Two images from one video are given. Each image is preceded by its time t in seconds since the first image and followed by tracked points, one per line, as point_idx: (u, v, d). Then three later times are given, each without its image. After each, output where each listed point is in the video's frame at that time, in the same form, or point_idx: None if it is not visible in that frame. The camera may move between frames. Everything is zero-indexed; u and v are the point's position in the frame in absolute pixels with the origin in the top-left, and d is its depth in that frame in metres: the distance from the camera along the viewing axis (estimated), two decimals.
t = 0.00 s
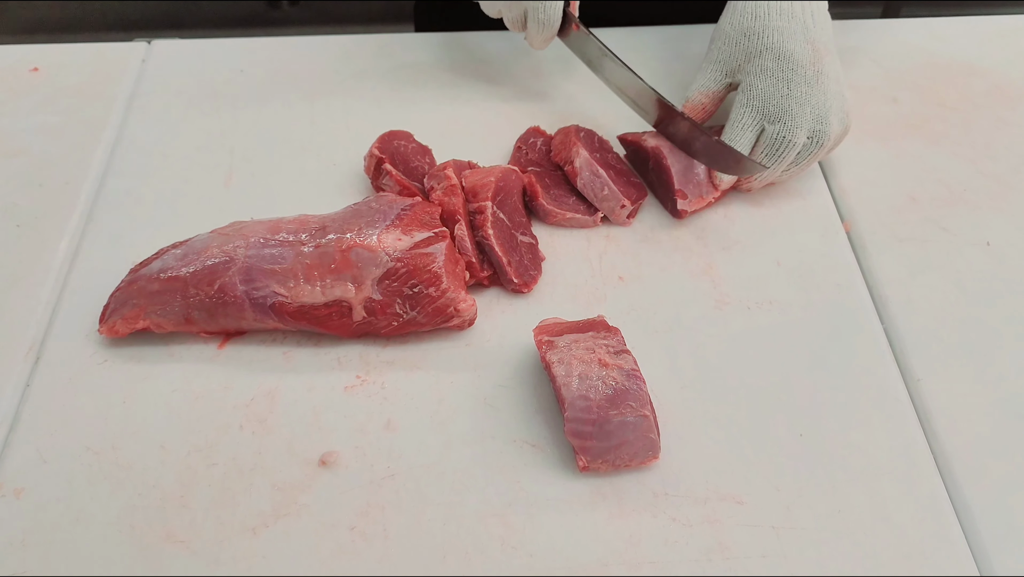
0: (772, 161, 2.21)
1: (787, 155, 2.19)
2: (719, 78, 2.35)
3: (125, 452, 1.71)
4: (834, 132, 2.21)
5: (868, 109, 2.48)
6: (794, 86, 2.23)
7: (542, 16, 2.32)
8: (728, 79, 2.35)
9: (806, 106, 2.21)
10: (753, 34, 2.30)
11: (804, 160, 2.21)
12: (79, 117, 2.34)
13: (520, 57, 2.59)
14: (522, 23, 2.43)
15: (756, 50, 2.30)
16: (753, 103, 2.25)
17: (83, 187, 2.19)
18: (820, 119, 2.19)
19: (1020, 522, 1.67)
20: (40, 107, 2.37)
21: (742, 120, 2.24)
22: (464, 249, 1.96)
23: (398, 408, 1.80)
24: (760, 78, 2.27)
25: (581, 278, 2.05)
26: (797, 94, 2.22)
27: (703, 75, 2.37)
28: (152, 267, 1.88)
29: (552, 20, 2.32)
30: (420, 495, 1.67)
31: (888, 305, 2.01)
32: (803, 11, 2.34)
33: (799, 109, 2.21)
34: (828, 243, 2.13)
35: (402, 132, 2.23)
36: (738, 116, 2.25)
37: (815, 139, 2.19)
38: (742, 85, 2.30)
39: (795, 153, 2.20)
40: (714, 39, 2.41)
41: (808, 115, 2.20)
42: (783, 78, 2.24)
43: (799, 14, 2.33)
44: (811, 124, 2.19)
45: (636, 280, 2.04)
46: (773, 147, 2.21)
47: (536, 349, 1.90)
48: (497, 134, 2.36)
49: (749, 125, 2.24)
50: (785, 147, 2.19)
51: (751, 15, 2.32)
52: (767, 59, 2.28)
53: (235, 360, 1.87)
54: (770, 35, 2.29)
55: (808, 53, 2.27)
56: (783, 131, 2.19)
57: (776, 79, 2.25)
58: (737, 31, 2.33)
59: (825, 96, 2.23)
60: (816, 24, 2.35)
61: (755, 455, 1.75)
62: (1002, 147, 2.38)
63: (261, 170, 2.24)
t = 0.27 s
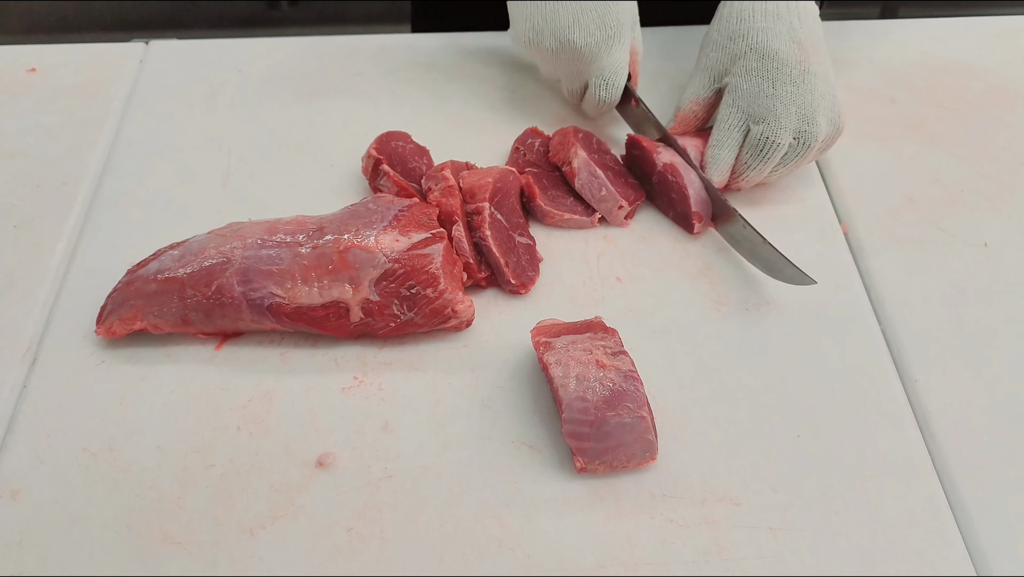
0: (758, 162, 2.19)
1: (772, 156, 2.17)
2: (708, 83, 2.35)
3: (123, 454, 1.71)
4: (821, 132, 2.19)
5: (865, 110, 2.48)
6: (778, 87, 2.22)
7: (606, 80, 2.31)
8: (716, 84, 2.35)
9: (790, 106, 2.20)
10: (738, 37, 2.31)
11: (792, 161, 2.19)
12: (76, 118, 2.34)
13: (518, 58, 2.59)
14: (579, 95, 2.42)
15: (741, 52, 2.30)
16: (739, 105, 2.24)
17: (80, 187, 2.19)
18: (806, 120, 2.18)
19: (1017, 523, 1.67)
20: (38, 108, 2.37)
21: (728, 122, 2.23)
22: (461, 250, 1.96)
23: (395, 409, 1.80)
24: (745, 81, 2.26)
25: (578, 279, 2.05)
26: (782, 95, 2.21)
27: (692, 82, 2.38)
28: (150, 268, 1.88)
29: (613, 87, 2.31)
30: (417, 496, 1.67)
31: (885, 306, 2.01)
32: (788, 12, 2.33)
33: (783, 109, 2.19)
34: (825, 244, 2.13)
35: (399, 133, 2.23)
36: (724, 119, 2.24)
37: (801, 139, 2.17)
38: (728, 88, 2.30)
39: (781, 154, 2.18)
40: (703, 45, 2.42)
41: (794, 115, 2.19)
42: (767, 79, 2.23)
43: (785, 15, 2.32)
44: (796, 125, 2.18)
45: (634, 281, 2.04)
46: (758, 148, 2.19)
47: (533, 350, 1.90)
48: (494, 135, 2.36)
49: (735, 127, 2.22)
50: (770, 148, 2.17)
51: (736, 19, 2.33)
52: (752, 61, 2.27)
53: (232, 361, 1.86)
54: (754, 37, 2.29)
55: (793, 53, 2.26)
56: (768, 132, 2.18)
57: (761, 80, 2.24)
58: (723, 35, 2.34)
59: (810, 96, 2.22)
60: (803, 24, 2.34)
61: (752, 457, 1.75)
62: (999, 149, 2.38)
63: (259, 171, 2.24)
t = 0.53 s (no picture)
0: (765, 172, 2.17)
1: (779, 166, 2.15)
2: (716, 92, 2.34)
3: (120, 454, 1.71)
4: (829, 143, 2.18)
5: (865, 110, 2.47)
6: (786, 95, 2.20)
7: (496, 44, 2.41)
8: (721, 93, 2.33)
9: (798, 116, 2.18)
10: (746, 46, 2.30)
11: (799, 172, 2.18)
12: (74, 118, 2.34)
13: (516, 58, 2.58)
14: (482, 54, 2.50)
15: (748, 61, 2.29)
16: (746, 113, 2.22)
17: (78, 187, 2.18)
18: (813, 129, 2.17)
19: (1016, 524, 1.66)
20: (36, 108, 2.37)
21: (734, 131, 2.21)
22: (460, 250, 1.96)
23: (394, 409, 1.79)
24: (752, 90, 2.24)
25: (577, 279, 2.04)
26: (790, 104, 2.19)
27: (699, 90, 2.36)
28: (147, 268, 1.87)
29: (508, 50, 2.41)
30: (416, 497, 1.67)
31: (885, 307, 2.01)
32: (797, 20, 2.33)
33: (791, 118, 2.18)
34: (823, 244, 2.13)
35: (398, 133, 2.22)
36: (730, 127, 2.22)
37: (809, 150, 2.16)
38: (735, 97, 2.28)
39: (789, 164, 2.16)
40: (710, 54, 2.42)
41: (801, 125, 2.17)
42: (774, 88, 2.22)
43: (793, 24, 2.32)
44: (803, 135, 2.16)
45: (633, 282, 2.04)
46: (765, 158, 2.16)
47: (532, 350, 1.89)
48: (493, 135, 2.35)
49: (742, 135, 2.20)
50: (778, 158, 2.15)
51: (744, 27, 2.33)
52: (759, 70, 2.26)
53: (230, 361, 1.86)
54: (763, 46, 2.28)
55: (800, 62, 2.25)
56: (775, 141, 2.16)
57: (768, 89, 2.22)
58: (731, 44, 2.33)
59: (818, 104, 2.20)
60: (811, 32, 2.33)
61: (751, 457, 1.74)
62: (999, 149, 2.38)
63: (257, 171, 2.23)
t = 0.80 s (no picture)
0: (732, 156, 2.16)
1: (743, 146, 2.15)
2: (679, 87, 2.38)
3: (119, 454, 1.71)
4: (787, 124, 2.19)
5: (864, 110, 2.47)
6: (740, 81, 2.25)
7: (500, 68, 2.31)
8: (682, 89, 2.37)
9: (754, 99, 2.21)
10: (700, 40, 2.37)
11: (765, 156, 2.18)
12: (73, 117, 2.33)
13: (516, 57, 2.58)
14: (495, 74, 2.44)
15: (703, 52, 2.34)
16: (704, 98, 2.24)
17: (77, 187, 2.18)
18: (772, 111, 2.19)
19: (1016, 523, 1.66)
20: (34, 107, 2.36)
21: (693, 117, 2.22)
22: (459, 249, 1.96)
23: (393, 409, 1.79)
24: (706, 79, 2.28)
25: (577, 279, 2.04)
26: (745, 89, 2.23)
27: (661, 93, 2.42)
28: (146, 267, 1.87)
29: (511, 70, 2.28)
30: (416, 497, 1.67)
31: (884, 306, 2.01)
32: (756, 14, 2.36)
33: (748, 101, 2.20)
34: (823, 243, 2.13)
35: (397, 132, 2.22)
36: (691, 111, 2.24)
37: (769, 130, 2.17)
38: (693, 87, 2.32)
39: (752, 145, 2.16)
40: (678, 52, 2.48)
41: (756, 108, 2.20)
42: (730, 75, 2.26)
43: (747, 16, 2.36)
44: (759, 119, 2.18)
45: (632, 282, 2.04)
46: (728, 141, 2.17)
47: (531, 350, 1.89)
48: (492, 134, 2.35)
49: (701, 119, 2.22)
50: (740, 138, 2.16)
51: (701, 24, 2.40)
52: (711, 60, 2.31)
53: (229, 361, 1.86)
54: (718, 37, 2.33)
55: (749, 50, 2.30)
56: (734, 123, 2.17)
57: (725, 77, 2.26)
58: (692, 38, 2.40)
59: (771, 90, 2.24)
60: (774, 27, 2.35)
61: (750, 457, 1.74)
62: (998, 149, 2.38)
63: (256, 171, 2.23)
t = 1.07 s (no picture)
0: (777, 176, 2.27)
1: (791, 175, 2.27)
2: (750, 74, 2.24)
3: (119, 453, 1.71)
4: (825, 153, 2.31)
5: (863, 110, 2.47)
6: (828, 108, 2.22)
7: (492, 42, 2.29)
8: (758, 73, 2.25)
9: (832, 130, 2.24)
10: (808, 39, 2.17)
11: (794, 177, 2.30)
12: (73, 117, 2.34)
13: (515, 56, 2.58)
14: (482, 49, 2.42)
15: (806, 57, 2.18)
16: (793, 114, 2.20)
17: (77, 186, 2.18)
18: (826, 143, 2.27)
19: (1014, 523, 1.67)
20: (34, 107, 2.36)
21: (775, 129, 2.20)
22: (458, 249, 1.96)
23: (393, 408, 1.79)
24: (799, 89, 2.20)
25: (576, 278, 2.04)
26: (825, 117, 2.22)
27: (739, 62, 2.24)
28: (146, 267, 1.87)
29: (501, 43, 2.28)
30: (416, 496, 1.67)
31: (883, 306, 2.01)
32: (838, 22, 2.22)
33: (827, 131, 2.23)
34: (822, 243, 2.13)
35: (397, 132, 2.22)
36: (775, 125, 2.20)
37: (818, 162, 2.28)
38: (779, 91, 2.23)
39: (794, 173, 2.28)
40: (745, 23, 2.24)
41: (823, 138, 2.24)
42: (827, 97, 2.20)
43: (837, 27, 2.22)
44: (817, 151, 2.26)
45: (631, 281, 2.04)
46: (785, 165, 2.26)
47: (531, 349, 1.89)
48: (492, 134, 2.35)
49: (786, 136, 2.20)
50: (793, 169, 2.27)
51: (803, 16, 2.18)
52: (813, 73, 2.19)
53: (229, 360, 1.86)
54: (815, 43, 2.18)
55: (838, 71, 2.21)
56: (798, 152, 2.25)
57: (818, 96, 2.20)
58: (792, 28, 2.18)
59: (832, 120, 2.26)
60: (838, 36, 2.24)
61: (750, 456, 1.74)
62: (997, 149, 2.38)
63: (255, 170, 2.23)
